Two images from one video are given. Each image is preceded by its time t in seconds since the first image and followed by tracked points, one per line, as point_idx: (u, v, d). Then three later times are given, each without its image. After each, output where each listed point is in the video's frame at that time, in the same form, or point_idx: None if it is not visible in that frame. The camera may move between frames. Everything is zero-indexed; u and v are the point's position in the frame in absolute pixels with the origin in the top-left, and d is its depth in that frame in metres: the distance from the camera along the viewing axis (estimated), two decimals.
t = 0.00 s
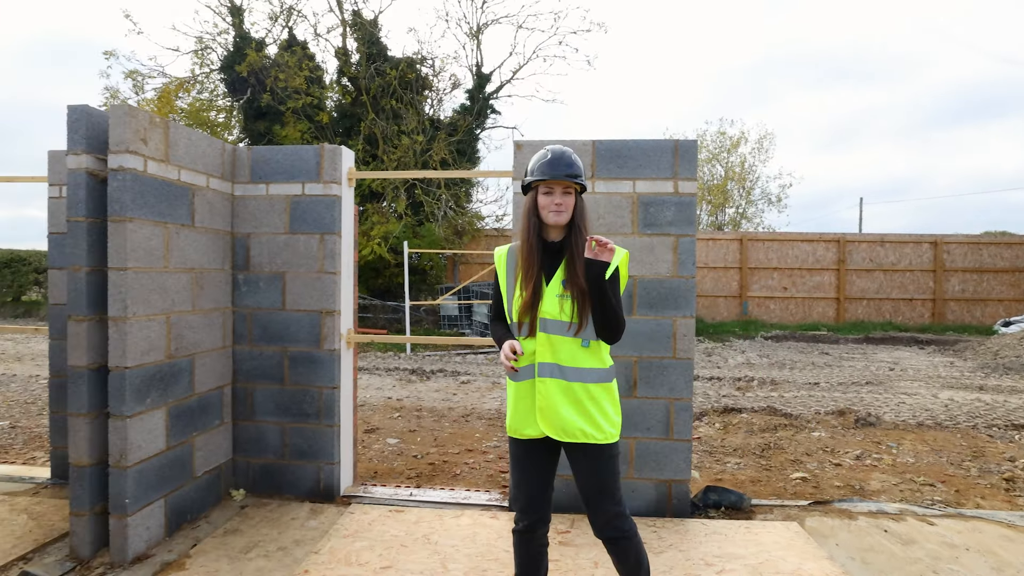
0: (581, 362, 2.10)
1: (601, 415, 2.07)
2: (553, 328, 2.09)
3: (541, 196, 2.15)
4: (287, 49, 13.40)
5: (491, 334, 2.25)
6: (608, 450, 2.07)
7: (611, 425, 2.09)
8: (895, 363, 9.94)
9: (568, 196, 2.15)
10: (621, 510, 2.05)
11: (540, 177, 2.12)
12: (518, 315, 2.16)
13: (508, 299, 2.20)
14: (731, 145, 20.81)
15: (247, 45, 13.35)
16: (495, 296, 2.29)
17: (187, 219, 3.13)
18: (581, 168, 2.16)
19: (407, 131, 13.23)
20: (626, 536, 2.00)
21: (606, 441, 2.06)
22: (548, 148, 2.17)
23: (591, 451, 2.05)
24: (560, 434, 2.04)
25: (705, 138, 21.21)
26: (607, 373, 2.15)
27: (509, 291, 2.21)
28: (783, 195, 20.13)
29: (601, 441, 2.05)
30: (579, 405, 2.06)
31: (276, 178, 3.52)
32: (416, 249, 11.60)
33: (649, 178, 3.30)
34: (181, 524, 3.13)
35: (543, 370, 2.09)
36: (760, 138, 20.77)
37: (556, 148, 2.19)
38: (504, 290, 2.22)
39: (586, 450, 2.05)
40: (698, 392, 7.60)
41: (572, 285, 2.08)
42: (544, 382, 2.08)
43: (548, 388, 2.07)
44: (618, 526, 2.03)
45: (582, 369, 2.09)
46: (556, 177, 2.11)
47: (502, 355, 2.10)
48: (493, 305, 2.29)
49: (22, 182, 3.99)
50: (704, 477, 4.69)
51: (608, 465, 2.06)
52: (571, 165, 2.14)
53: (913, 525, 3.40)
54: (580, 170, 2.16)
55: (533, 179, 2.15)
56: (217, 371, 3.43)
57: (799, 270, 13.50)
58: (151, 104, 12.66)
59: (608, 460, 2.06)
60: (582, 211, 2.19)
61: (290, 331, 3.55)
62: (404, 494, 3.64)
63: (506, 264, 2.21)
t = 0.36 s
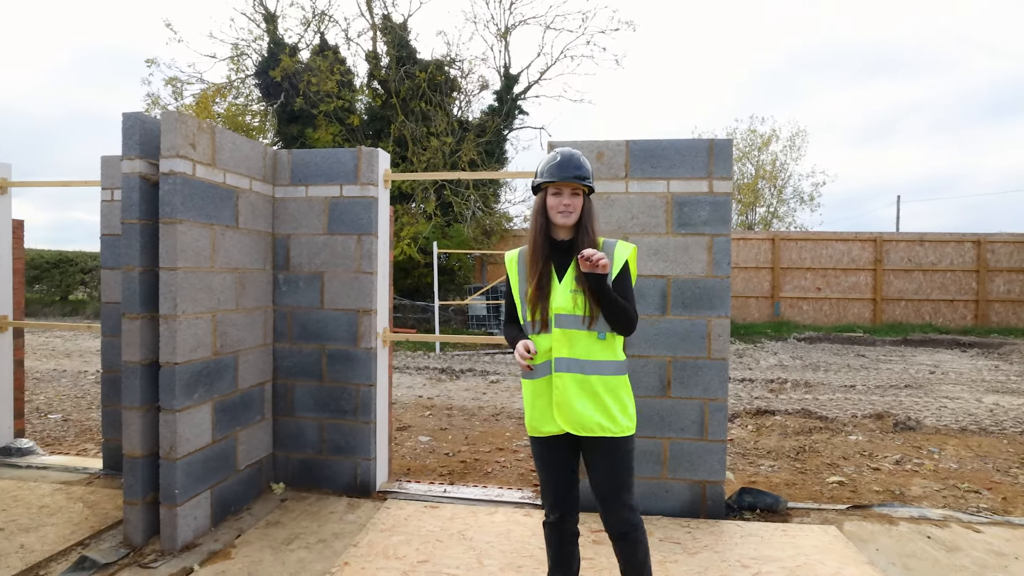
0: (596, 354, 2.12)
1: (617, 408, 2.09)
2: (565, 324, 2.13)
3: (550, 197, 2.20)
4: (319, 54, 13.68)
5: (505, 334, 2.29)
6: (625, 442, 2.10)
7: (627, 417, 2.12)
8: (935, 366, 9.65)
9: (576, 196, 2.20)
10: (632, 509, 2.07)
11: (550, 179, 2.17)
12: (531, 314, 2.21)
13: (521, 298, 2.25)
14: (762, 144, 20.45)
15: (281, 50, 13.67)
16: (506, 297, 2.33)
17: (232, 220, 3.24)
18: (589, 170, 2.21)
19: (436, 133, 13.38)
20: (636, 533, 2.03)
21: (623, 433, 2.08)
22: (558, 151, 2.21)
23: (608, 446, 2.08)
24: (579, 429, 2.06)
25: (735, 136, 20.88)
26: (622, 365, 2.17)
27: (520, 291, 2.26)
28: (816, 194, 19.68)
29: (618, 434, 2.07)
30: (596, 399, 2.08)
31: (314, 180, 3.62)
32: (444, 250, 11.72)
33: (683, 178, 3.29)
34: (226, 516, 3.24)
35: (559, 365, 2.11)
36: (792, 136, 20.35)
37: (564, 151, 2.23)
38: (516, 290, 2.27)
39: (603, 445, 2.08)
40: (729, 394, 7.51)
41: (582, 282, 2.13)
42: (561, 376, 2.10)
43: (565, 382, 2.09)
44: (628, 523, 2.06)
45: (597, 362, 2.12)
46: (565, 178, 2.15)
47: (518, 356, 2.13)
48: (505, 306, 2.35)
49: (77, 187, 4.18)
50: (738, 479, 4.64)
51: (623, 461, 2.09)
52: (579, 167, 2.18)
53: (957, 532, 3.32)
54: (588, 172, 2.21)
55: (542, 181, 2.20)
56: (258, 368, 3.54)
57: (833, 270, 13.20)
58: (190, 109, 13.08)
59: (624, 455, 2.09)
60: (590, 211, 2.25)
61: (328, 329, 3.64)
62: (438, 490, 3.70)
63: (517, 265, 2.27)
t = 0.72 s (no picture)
0: (609, 351, 2.12)
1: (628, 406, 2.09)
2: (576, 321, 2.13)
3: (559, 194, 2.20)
4: (332, 55, 13.77)
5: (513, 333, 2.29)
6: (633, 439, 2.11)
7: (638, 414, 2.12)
8: (952, 368, 9.50)
9: (585, 192, 2.20)
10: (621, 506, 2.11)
11: (558, 175, 2.17)
12: (541, 312, 2.21)
13: (530, 297, 2.25)
14: (776, 143, 20.27)
15: (294, 51, 13.77)
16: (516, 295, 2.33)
17: (246, 218, 3.27)
18: (598, 166, 2.21)
19: (448, 133, 13.42)
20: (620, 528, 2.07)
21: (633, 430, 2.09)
22: (566, 149, 2.21)
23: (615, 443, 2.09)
24: (591, 428, 2.05)
25: (749, 136, 20.71)
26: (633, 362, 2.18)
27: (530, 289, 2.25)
28: (831, 193, 19.46)
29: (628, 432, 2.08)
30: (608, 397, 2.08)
31: (328, 178, 3.64)
32: (456, 249, 11.74)
33: (696, 175, 3.28)
34: (239, 511, 3.27)
35: (572, 363, 2.10)
36: (807, 135, 20.15)
37: (572, 148, 2.22)
38: (526, 289, 2.27)
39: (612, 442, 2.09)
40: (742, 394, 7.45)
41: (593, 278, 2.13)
42: (574, 375, 2.09)
43: (577, 381, 2.09)
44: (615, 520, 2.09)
45: (610, 359, 2.12)
46: (574, 175, 2.15)
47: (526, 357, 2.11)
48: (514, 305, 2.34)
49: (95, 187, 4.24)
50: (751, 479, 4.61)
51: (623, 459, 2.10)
52: (588, 163, 2.18)
53: (974, 533, 3.27)
54: (597, 168, 2.21)
55: (551, 178, 2.20)
56: (272, 365, 3.57)
57: (849, 270, 13.05)
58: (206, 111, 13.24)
59: (624, 452, 2.10)
60: (599, 208, 2.25)
61: (341, 327, 3.66)
62: (449, 488, 3.70)
63: (527, 263, 2.27)
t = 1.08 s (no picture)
0: (606, 352, 2.12)
1: (624, 407, 2.07)
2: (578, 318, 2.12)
3: (566, 190, 2.19)
4: (334, 55, 13.78)
5: (510, 328, 2.25)
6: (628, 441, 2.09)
7: (634, 417, 2.10)
8: (955, 368, 9.45)
9: (593, 189, 2.19)
10: (620, 505, 2.12)
11: (566, 171, 2.16)
12: (541, 309, 2.19)
13: (531, 293, 2.23)
14: (779, 143, 20.20)
15: (297, 52, 13.78)
16: (515, 291, 2.30)
17: (244, 217, 3.27)
18: (605, 164, 2.20)
19: (450, 133, 13.41)
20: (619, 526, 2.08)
21: (628, 433, 2.07)
22: (574, 146, 2.20)
23: (612, 444, 2.08)
24: (583, 428, 2.04)
25: (751, 136, 20.65)
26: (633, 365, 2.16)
27: (531, 285, 2.23)
28: (834, 194, 19.38)
29: (623, 434, 2.06)
30: (604, 397, 2.06)
31: (326, 177, 3.64)
32: (457, 249, 11.74)
33: (695, 173, 3.26)
34: (237, 511, 3.26)
35: (568, 362, 2.11)
36: (810, 135, 20.07)
37: (580, 145, 2.22)
38: (527, 284, 2.24)
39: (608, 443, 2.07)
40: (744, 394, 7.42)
41: (597, 278, 2.13)
42: (569, 373, 2.09)
43: (573, 379, 2.09)
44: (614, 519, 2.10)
45: (606, 360, 2.12)
46: (582, 171, 2.15)
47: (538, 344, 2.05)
48: (513, 301, 2.31)
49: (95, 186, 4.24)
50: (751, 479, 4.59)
51: (621, 460, 2.10)
52: (596, 160, 2.17)
53: (976, 533, 3.25)
54: (604, 166, 2.20)
55: (559, 173, 2.19)
56: (271, 364, 3.57)
57: (851, 270, 13.00)
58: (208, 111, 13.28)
59: (622, 453, 2.10)
60: (606, 206, 2.24)
61: (340, 326, 3.65)
62: (448, 487, 3.69)
63: (530, 258, 2.25)
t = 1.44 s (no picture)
0: (606, 356, 2.12)
1: (623, 411, 2.07)
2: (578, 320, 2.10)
3: (567, 189, 2.18)
4: (333, 55, 13.77)
5: (504, 328, 2.21)
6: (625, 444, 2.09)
7: (631, 420, 2.09)
8: (953, 368, 9.43)
9: (594, 189, 2.18)
10: (613, 507, 2.12)
11: (568, 171, 2.15)
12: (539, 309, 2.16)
13: (529, 293, 2.20)
14: (778, 143, 20.18)
15: (295, 52, 13.78)
16: (509, 290, 2.26)
17: (237, 217, 3.25)
18: (607, 164, 2.19)
19: (449, 133, 13.41)
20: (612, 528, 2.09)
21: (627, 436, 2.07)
22: (576, 145, 2.19)
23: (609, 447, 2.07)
24: (583, 431, 2.02)
25: (751, 136, 20.63)
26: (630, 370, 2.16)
27: (528, 285, 2.21)
28: (833, 194, 19.34)
29: (622, 437, 2.06)
30: (604, 400, 2.06)
31: (321, 177, 3.63)
32: (456, 249, 11.73)
33: (691, 173, 3.25)
34: (230, 512, 3.25)
35: (568, 365, 2.08)
36: (809, 135, 20.04)
37: (581, 145, 2.20)
38: (524, 284, 2.21)
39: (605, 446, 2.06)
40: (742, 395, 7.40)
41: (597, 280, 2.13)
42: (570, 375, 2.07)
43: (573, 382, 2.06)
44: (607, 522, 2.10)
45: (605, 364, 2.11)
46: (585, 171, 2.13)
47: (543, 333, 1.99)
48: (506, 301, 2.27)
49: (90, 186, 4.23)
50: (748, 480, 4.58)
51: (616, 463, 2.10)
52: (598, 160, 2.16)
53: (972, 535, 3.23)
54: (606, 166, 2.19)
55: (560, 172, 2.17)
56: (265, 364, 3.55)
57: (850, 271, 12.99)
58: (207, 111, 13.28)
59: (617, 456, 2.09)
60: (607, 206, 2.23)
61: (334, 326, 3.64)
62: (442, 488, 3.68)
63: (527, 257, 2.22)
